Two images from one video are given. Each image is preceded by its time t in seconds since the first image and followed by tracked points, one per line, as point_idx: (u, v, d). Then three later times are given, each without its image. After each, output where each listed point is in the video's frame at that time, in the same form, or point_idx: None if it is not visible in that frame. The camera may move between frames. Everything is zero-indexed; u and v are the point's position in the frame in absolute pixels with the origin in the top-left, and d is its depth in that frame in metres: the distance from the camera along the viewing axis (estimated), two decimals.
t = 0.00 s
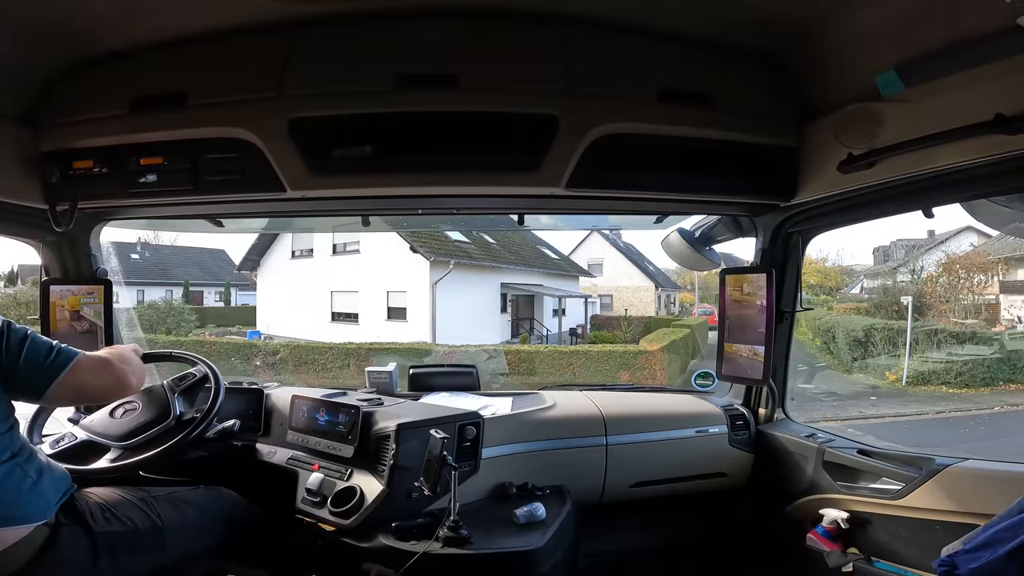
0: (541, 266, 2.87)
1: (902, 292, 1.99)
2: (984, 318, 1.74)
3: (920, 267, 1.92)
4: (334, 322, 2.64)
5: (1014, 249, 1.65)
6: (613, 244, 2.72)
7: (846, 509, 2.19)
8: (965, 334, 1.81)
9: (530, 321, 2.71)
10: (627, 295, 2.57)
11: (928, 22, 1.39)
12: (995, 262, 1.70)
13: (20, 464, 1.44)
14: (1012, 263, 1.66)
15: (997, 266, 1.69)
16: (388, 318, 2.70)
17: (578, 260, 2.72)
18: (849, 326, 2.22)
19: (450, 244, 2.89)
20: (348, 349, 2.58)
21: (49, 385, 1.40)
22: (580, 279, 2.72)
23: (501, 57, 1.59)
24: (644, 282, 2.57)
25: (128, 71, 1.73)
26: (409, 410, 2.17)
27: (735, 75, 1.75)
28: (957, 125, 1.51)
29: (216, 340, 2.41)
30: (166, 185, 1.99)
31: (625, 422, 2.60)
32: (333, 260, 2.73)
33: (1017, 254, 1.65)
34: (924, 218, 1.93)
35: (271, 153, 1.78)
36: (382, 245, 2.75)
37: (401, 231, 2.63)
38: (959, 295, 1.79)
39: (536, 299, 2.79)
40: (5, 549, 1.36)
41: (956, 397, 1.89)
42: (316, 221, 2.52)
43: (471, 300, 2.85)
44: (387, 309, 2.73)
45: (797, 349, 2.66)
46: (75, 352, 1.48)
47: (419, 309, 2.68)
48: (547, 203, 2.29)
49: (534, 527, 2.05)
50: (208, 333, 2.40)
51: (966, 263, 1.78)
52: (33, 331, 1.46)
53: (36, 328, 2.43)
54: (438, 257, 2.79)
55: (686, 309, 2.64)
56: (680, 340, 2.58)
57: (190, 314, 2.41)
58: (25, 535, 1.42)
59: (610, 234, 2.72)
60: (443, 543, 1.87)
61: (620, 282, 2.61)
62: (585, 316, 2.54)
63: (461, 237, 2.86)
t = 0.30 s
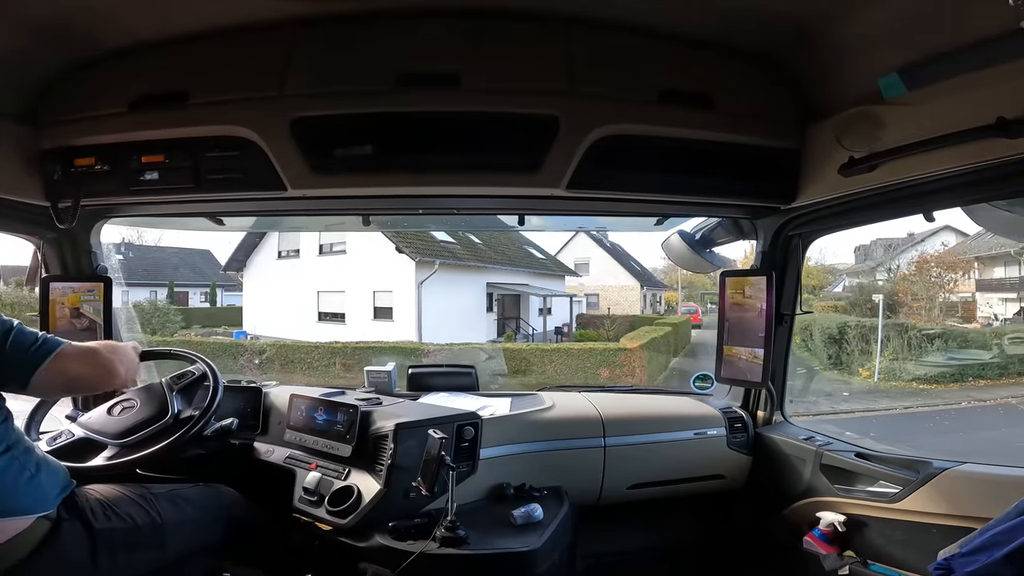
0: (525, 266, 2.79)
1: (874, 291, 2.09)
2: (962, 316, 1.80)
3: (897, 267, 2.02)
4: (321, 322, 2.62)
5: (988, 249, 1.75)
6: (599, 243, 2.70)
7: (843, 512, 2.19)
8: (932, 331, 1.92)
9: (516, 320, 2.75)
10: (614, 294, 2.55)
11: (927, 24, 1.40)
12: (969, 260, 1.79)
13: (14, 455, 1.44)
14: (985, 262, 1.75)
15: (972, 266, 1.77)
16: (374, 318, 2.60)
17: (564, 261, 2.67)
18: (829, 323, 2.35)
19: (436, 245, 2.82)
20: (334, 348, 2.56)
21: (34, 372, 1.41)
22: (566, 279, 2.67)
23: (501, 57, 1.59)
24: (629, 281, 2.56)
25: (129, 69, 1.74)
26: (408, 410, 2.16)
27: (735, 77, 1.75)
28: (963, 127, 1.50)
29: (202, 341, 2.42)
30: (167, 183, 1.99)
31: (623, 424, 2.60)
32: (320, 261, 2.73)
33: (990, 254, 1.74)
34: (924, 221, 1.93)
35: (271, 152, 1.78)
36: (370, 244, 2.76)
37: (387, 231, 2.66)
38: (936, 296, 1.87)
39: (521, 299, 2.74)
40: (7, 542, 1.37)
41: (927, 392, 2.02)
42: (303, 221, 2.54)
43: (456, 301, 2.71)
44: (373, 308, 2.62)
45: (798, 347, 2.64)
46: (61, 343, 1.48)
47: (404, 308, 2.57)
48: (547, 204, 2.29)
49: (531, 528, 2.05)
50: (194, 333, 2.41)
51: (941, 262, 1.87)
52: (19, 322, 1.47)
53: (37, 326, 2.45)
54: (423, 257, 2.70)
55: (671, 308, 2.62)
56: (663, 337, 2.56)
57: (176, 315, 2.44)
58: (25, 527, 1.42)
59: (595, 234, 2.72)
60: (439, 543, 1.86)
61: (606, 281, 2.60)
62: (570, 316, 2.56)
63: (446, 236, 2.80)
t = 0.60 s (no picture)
0: (512, 265, 2.84)
1: (851, 291, 2.22)
2: (940, 316, 1.88)
3: (874, 267, 2.11)
4: (308, 321, 2.61)
5: (966, 250, 1.81)
6: (586, 244, 2.68)
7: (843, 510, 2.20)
8: (902, 330, 2.03)
9: (503, 320, 2.75)
10: (602, 294, 2.69)
11: (926, 24, 1.40)
12: (947, 260, 1.85)
13: (19, 461, 1.43)
14: (963, 263, 1.81)
15: (950, 267, 1.83)
16: (362, 317, 2.61)
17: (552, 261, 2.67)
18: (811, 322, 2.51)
19: (424, 245, 2.84)
20: (322, 347, 2.51)
21: (46, 379, 1.39)
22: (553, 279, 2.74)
23: (500, 57, 1.59)
24: (617, 281, 2.64)
25: (128, 70, 1.74)
26: (409, 411, 2.16)
27: (734, 77, 1.76)
28: (962, 126, 1.49)
29: (190, 339, 2.38)
30: (167, 184, 1.99)
31: (624, 423, 2.60)
32: (309, 261, 2.76)
33: (967, 256, 1.80)
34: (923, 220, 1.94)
35: (270, 152, 1.78)
36: (359, 246, 2.77)
37: (373, 231, 2.64)
38: (917, 295, 1.94)
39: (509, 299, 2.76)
40: (10, 547, 1.36)
41: (899, 390, 2.12)
42: (292, 221, 2.55)
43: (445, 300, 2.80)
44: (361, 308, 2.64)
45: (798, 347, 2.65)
46: (73, 348, 1.47)
47: (393, 307, 2.66)
48: (548, 204, 2.29)
49: (531, 527, 2.05)
50: (181, 333, 2.40)
51: (920, 263, 1.93)
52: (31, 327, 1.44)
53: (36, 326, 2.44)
54: (411, 257, 2.73)
55: (657, 308, 2.80)
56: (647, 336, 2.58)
57: (162, 315, 2.49)
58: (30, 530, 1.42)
59: (586, 236, 2.71)
60: (441, 543, 1.86)
61: (594, 281, 2.70)
62: (558, 316, 2.60)
63: (434, 237, 2.83)
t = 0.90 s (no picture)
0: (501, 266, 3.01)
1: (829, 292, 2.36)
2: (919, 317, 1.91)
3: (855, 268, 2.21)
4: (298, 321, 2.59)
5: (946, 252, 1.85)
6: (576, 244, 2.74)
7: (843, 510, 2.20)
8: (874, 330, 2.10)
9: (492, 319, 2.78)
10: (590, 294, 2.73)
11: (925, 23, 1.40)
12: (927, 261, 1.91)
13: (17, 464, 1.43)
14: (943, 265, 1.85)
15: (930, 268, 1.88)
16: (352, 317, 2.59)
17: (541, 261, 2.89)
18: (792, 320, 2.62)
19: (412, 245, 2.84)
20: (312, 345, 2.49)
21: (42, 385, 1.38)
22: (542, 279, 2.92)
23: (500, 57, 1.59)
24: (605, 281, 2.67)
25: (128, 71, 1.73)
26: (408, 411, 2.17)
27: (733, 77, 1.76)
28: (960, 126, 1.49)
29: (177, 338, 2.37)
30: (166, 184, 1.99)
31: (623, 423, 2.60)
32: (298, 260, 2.76)
33: (948, 257, 1.84)
34: (923, 220, 1.94)
35: (270, 152, 1.78)
36: (347, 245, 2.77)
37: (361, 231, 2.66)
38: (898, 296, 1.98)
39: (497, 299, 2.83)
40: (4, 549, 1.35)
41: (872, 389, 2.19)
42: (282, 221, 2.57)
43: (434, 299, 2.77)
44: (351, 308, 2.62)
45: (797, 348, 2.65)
46: (69, 353, 1.46)
47: (381, 308, 2.61)
48: (548, 204, 2.29)
49: (531, 527, 2.05)
50: (169, 332, 2.40)
51: (902, 265, 1.99)
52: (29, 332, 1.43)
53: (34, 328, 2.41)
54: (399, 257, 2.73)
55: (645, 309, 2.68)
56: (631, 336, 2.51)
57: (151, 313, 2.51)
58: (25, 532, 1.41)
59: (573, 236, 2.74)
60: (440, 543, 1.86)
61: (582, 281, 2.77)
62: (544, 315, 2.64)
63: (422, 237, 2.82)
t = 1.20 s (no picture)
0: (489, 268, 3.01)
1: (807, 293, 2.59)
2: (899, 317, 2.02)
3: (834, 269, 2.38)
4: (286, 321, 2.59)
5: (925, 254, 1.93)
6: (563, 245, 2.77)
7: (843, 510, 2.20)
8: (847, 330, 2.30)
9: (480, 320, 2.82)
10: (578, 294, 2.75)
11: (925, 23, 1.40)
12: (905, 262, 2.00)
13: (14, 460, 1.43)
14: (922, 266, 1.93)
15: (910, 268, 1.97)
16: (339, 317, 2.59)
17: (530, 262, 2.92)
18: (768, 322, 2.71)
19: (400, 246, 2.79)
20: (300, 344, 2.46)
21: (38, 379, 1.38)
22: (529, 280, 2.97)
23: (500, 57, 1.59)
24: (592, 281, 2.68)
25: (127, 71, 1.74)
26: (408, 410, 2.17)
27: (733, 77, 1.76)
28: (961, 126, 1.49)
29: (163, 339, 2.39)
30: (166, 184, 1.99)
31: (623, 423, 2.60)
32: (286, 260, 2.78)
33: (927, 259, 1.91)
34: (923, 220, 1.94)
35: (269, 152, 1.78)
36: (333, 245, 2.77)
37: (348, 232, 2.65)
38: (879, 297, 2.09)
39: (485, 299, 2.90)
40: (4, 545, 1.35)
41: (847, 389, 2.33)
42: (268, 221, 2.57)
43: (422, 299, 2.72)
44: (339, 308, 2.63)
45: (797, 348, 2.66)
46: (66, 349, 1.45)
47: (370, 308, 2.61)
48: (547, 203, 2.28)
49: (531, 527, 2.05)
50: (157, 333, 2.43)
51: (881, 266, 2.09)
52: (24, 327, 1.43)
53: (34, 328, 2.40)
54: (388, 259, 2.72)
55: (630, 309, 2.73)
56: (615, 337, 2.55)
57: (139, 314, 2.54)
58: (24, 529, 1.41)
59: (562, 237, 2.76)
60: (440, 542, 1.87)
61: (570, 282, 2.79)
62: (531, 316, 2.65)
63: (409, 238, 2.77)
